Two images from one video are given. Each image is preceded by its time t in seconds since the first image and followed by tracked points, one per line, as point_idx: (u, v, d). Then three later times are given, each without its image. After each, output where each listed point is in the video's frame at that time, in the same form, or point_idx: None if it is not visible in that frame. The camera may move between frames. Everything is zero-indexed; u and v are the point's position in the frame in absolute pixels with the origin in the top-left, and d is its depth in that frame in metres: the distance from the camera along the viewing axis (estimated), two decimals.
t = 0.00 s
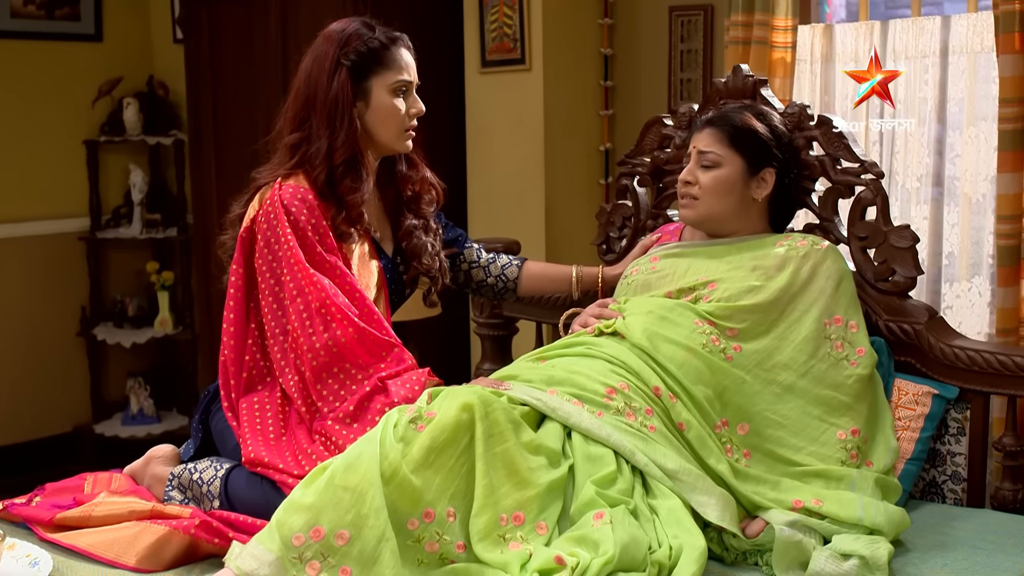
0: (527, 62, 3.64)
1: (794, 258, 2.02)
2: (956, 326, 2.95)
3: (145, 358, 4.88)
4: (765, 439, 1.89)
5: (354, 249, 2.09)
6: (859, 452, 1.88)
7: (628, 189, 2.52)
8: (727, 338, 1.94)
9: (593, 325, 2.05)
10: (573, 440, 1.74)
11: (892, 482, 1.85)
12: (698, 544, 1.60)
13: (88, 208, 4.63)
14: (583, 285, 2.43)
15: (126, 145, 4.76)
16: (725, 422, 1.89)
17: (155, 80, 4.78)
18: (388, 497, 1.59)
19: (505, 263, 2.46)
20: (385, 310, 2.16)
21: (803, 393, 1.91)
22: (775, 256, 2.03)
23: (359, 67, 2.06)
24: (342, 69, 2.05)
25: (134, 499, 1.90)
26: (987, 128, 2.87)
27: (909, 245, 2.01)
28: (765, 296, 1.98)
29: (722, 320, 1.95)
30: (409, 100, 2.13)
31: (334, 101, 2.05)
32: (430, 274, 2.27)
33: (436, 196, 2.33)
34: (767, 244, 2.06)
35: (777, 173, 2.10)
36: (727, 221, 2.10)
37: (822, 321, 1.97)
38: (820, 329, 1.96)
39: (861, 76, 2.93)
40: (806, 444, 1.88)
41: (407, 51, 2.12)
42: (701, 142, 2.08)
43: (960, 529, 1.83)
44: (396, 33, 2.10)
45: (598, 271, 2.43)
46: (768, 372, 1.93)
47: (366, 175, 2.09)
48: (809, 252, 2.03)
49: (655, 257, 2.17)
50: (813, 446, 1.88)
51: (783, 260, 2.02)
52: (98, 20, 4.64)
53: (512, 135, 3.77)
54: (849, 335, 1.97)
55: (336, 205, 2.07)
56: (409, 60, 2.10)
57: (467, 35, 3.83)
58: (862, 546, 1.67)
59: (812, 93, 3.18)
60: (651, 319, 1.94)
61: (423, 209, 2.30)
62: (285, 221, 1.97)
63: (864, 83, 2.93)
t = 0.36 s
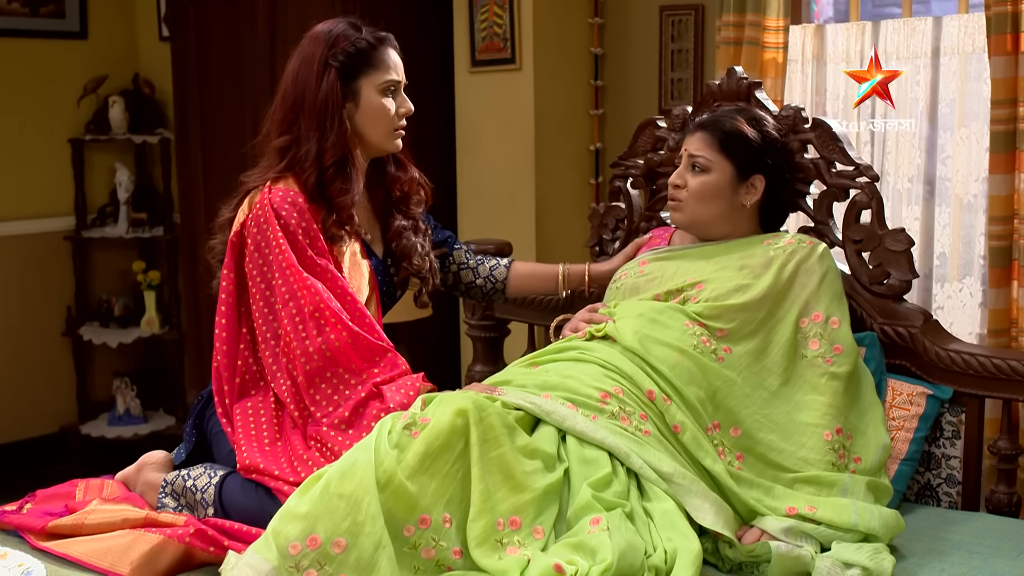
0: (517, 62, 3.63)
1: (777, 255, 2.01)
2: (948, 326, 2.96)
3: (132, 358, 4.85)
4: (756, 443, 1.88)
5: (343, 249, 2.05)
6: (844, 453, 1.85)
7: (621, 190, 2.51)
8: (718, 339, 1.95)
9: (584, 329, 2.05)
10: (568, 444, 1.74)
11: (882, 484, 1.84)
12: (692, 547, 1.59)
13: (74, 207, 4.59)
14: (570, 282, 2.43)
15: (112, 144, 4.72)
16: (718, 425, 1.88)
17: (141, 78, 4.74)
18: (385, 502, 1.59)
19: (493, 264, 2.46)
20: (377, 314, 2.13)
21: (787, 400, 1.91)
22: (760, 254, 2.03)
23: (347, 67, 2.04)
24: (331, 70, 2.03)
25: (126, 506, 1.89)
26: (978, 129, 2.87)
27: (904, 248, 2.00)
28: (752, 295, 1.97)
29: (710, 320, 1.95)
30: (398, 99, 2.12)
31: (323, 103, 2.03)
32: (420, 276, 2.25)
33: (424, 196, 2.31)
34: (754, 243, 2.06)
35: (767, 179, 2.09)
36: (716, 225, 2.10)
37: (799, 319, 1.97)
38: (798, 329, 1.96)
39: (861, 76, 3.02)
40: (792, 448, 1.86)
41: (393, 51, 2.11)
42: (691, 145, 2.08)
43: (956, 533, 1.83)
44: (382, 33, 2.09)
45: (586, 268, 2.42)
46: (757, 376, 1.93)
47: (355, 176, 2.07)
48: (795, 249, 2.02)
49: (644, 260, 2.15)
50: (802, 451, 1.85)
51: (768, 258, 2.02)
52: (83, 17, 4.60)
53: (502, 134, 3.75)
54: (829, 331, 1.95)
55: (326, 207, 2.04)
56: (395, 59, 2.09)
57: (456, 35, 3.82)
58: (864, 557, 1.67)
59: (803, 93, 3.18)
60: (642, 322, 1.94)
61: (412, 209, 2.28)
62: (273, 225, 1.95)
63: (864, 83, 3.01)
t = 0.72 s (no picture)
0: (510, 63, 3.62)
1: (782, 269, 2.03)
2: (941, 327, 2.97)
3: (120, 358, 4.83)
4: (757, 451, 1.89)
5: (343, 256, 2.05)
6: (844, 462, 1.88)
7: (616, 194, 2.47)
8: (719, 348, 1.95)
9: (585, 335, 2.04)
10: (568, 452, 1.74)
11: (883, 494, 1.86)
12: (695, 558, 1.59)
13: (62, 207, 4.56)
14: (589, 257, 2.40)
15: (99, 144, 4.69)
16: (718, 434, 1.88)
17: (129, 77, 4.71)
18: (386, 513, 1.59)
19: (508, 249, 2.44)
20: (377, 320, 2.13)
21: (793, 406, 1.92)
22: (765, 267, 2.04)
23: (346, 71, 2.03)
24: (330, 74, 2.02)
25: (123, 514, 1.89)
26: (971, 131, 2.88)
27: (900, 253, 2.01)
28: (756, 305, 1.98)
29: (713, 329, 1.95)
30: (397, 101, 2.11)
31: (324, 108, 2.02)
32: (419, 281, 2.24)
33: (424, 198, 2.32)
34: (759, 256, 2.07)
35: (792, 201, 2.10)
36: (745, 245, 2.09)
37: (805, 334, 1.99)
38: (803, 343, 1.99)
39: (861, 76, 2.92)
40: (799, 456, 1.88)
41: (388, 53, 2.09)
42: (737, 164, 2.01)
43: (953, 538, 1.84)
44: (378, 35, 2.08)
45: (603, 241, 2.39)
46: (761, 385, 1.93)
47: (358, 180, 2.06)
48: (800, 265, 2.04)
49: (647, 264, 2.16)
50: (807, 458, 1.88)
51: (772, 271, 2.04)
52: (70, 16, 4.56)
53: (494, 135, 3.75)
54: (836, 346, 1.97)
55: (326, 213, 2.04)
56: (392, 61, 2.08)
57: (448, 35, 3.80)
58: (862, 564, 1.70)
59: (796, 95, 3.18)
60: (643, 329, 1.94)
61: (411, 213, 2.28)
62: (272, 230, 1.94)
63: (864, 83, 2.92)
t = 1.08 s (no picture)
0: (501, 64, 3.61)
1: (790, 279, 2.04)
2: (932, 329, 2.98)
3: (109, 358, 4.80)
4: (759, 464, 1.92)
5: (341, 265, 2.04)
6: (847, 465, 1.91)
7: (610, 197, 2.48)
8: (727, 356, 1.95)
9: (590, 345, 2.03)
10: (572, 469, 1.73)
11: (881, 501, 1.88)
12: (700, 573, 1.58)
13: (49, 207, 4.53)
14: (569, 271, 2.40)
15: (87, 143, 4.65)
16: (722, 449, 1.91)
17: (117, 76, 4.68)
18: (390, 517, 1.60)
19: (493, 263, 2.43)
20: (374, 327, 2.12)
21: (796, 416, 1.95)
22: (773, 276, 2.05)
23: (344, 79, 2.02)
24: (327, 82, 2.00)
25: (120, 523, 1.89)
26: (963, 134, 2.89)
27: (895, 258, 2.01)
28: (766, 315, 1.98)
29: (723, 338, 1.95)
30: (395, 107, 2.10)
31: (321, 116, 2.01)
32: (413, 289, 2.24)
33: (419, 207, 2.31)
34: (766, 263, 2.07)
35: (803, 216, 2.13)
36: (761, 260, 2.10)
37: (813, 342, 2.01)
38: (811, 351, 2.00)
39: (861, 76, 2.96)
40: (801, 466, 1.90)
41: (387, 59, 2.09)
42: (792, 183, 1.98)
43: (949, 542, 1.85)
44: (375, 41, 2.07)
45: (585, 255, 2.38)
46: (766, 394, 1.95)
47: (356, 188, 2.06)
48: (806, 272, 2.06)
49: (649, 265, 2.13)
50: (809, 467, 1.90)
51: (782, 280, 2.04)
52: (58, 15, 4.53)
53: (486, 135, 3.74)
54: (840, 355, 2.00)
55: (325, 221, 2.04)
56: (391, 68, 2.07)
57: (439, 35, 3.79)
58: (857, 569, 1.71)
59: (788, 97, 3.19)
60: (649, 340, 1.93)
61: (407, 221, 2.27)
62: (272, 239, 1.95)
63: (864, 83, 2.96)
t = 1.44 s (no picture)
0: (480, 62, 3.60)
1: (780, 278, 2.06)
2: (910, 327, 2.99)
3: (85, 357, 4.76)
4: (742, 468, 1.93)
5: (315, 265, 2.02)
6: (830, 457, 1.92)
7: (591, 198, 2.46)
8: (717, 356, 1.96)
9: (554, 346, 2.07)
10: (560, 473, 1.74)
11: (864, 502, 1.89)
12: None
13: (22, 205, 4.48)
14: (531, 266, 2.35)
15: (61, 140, 4.60)
16: (711, 454, 1.91)
17: (91, 73, 4.63)
18: (397, 497, 1.63)
19: (458, 266, 2.43)
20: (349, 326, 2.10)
21: (780, 417, 1.97)
22: (764, 275, 2.06)
23: (314, 81, 2.02)
24: (297, 84, 2.00)
25: (101, 531, 1.87)
26: (941, 133, 2.90)
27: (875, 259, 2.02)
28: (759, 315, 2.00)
29: (715, 338, 1.97)
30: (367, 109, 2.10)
31: (291, 118, 2.00)
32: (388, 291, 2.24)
33: (394, 209, 2.32)
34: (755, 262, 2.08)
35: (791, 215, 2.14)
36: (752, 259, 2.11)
37: (799, 343, 2.02)
38: (797, 352, 2.01)
39: (861, 76, 3.00)
40: (784, 470, 1.92)
41: (360, 61, 2.08)
42: (795, 187, 2.00)
43: (931, 543, 1.87)
44: (348, 43, 2.06)
45: (545, 248, 2.33)
46: (754, 394, 1.96)
47: (327, 192, 2.06)
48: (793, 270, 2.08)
49: (639, 262, 2.11)
50: (790, 471, 1.91)
51: (772, 280, 2.05)
52: (30, 11, 4.48)
53: (465, 134, 3.72)
54: (826, 357, 2.01)
55: (298, 223, 2.03)
56: (363, 69, 2.07)
57: (418, 34, 3.78)
58: (840, 570, 1.72)
59: (767, 96, 3.20)
60: (639, 346, 1.94)
61: (382, 223, 2.28)
62: (246, 243, 1.93)
63: (864, 84, 3.00)
